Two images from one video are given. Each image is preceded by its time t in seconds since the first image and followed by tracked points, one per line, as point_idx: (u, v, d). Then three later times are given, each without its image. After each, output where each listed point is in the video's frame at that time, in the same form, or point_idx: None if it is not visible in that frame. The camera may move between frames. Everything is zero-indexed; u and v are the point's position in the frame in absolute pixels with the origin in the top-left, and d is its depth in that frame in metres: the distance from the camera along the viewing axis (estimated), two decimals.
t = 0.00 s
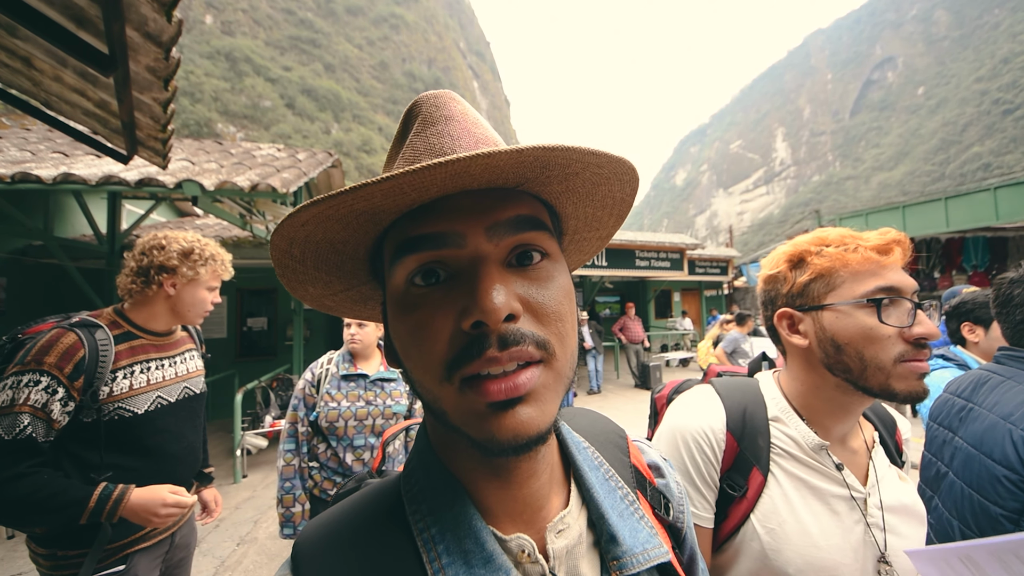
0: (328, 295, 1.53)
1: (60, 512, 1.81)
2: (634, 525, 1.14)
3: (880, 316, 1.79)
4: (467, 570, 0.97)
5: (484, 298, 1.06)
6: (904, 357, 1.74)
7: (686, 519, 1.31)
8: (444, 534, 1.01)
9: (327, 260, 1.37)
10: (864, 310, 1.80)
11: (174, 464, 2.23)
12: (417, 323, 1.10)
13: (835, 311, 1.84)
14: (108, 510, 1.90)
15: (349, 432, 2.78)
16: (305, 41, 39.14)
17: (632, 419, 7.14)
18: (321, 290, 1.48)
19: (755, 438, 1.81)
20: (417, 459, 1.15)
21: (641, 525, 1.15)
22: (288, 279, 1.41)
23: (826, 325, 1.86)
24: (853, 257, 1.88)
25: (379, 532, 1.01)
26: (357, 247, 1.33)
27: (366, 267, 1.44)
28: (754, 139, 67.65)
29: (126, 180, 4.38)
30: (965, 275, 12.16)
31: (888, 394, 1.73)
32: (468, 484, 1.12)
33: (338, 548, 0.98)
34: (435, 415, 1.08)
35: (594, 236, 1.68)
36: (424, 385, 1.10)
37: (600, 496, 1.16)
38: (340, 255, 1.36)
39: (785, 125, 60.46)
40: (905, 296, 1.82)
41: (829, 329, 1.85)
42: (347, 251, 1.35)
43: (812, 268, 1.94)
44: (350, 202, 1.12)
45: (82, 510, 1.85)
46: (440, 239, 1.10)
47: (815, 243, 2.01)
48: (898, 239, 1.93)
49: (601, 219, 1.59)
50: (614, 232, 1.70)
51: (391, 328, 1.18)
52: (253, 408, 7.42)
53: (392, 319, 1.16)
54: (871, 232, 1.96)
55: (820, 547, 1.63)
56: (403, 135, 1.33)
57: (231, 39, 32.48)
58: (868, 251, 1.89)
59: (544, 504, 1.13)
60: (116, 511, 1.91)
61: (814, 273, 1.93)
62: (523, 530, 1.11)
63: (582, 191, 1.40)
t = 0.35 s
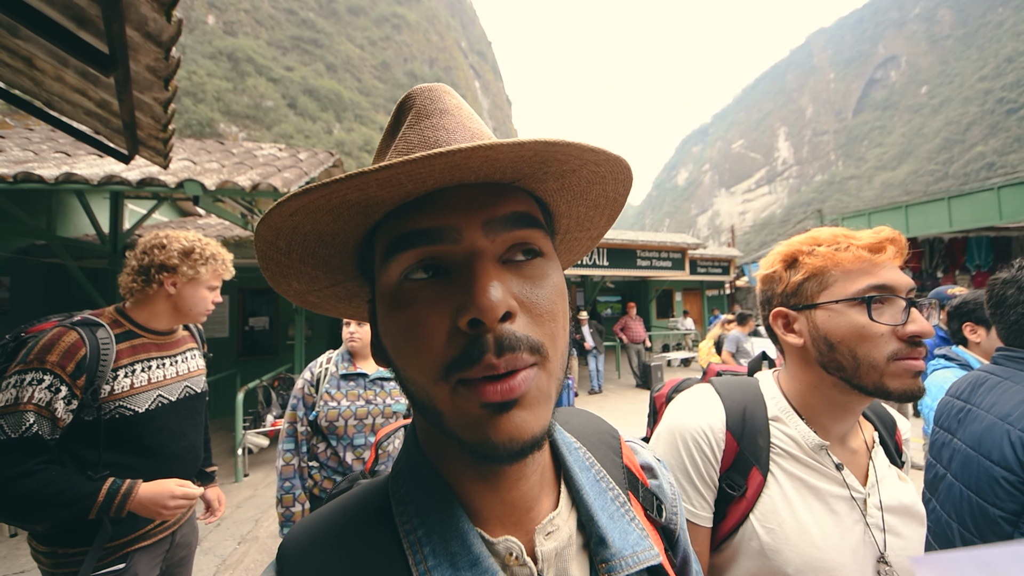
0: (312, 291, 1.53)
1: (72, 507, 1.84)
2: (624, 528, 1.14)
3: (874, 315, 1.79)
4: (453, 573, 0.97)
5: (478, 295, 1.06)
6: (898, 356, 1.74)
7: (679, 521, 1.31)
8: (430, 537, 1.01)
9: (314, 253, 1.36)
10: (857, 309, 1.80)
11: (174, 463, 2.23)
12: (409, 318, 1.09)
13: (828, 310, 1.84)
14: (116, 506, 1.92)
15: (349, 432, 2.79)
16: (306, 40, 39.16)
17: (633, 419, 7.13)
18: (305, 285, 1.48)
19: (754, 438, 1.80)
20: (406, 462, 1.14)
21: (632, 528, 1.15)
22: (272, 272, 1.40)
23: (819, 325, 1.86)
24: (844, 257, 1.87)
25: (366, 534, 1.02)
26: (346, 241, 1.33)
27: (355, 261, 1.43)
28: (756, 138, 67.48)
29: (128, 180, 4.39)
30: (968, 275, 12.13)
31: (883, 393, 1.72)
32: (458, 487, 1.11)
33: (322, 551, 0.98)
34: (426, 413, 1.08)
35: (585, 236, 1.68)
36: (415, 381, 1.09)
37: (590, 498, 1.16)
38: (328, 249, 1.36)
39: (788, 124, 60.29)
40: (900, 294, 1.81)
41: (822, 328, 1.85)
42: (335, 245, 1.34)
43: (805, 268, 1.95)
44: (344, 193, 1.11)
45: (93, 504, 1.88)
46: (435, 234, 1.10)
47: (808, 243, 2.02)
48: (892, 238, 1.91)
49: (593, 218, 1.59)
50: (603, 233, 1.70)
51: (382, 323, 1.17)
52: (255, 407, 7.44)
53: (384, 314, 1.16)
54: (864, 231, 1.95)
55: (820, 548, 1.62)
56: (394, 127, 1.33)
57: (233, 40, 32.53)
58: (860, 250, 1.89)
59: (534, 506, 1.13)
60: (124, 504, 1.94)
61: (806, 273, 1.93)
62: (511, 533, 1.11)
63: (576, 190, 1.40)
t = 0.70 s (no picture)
0: (302, 288, 1.51)
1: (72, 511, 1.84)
2: (625, 541, 1.14)
3: (875, 316, 1.77)
4: None
5: (495, 301, 1.04)
6: (900, 358, 1.72)
7: (681, 531, 1.31)
8: (423, 550, 1.00)
9: (310, 248, 1.33)
10: (859, 310, 1.79)
11: (173, 466, 2.22)
12: (419, 321, 1.07)
13: (828, 311, 1.83)
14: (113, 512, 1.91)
15: (352, 432, 2.78)
16: (308, 41, 39.22)
17: (634, 420, 7.11)
18: (296, 281, 1.46)
19: (759, 442, 1.79)
20: (400, 470, 1.13)
21: (633, 540, 1.16)
22: (263, 266, 1.37)
23: (820, 326, 1.85)
24: (844, 257, 1.86)
25: (358, 545, 1.01)
26: (348, 237, 1.30)
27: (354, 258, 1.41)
28: (758, 138, 67.35)
29: (129, 180, 4.39)
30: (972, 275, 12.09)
31: (887, 396, 1.71)
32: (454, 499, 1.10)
33: (311, 563, 0.97)
34: (430, 419, 1.06)
35: (588, 240, 1.68)
36: (421, 386, 1.07)
37: (589, 509, 1.16)
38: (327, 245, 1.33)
39: (790, 124, 60.17)
40: (902, 295, 1.79)
41: (823, 330, 1.84)
42: (334, 240, 1.31)
43: (806, 269, 1.94)
44: (356, 190, 1.08)
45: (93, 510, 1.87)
46: (451, 235, 1.08)
47: (809, 244, 2.01)
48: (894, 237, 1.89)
49: (599, 224, 1.59)
50: (604, 238, 1.70)
51: (387, 324, 1.14)
52: (255, 407, 7.43)
53: (389, 315, 1.13)
54: (866, 231, 1.93)
55: (826, 557, 1.60)
56: (398, 118, 1.31)
57: (235, 40, 32.60)
58: (860, 250, 1.87)
59: (532, 517, 1.13)
60: (122, 511, 1.93)
61: (807, 275, 1.92)
62: (509, 546, 1.10)
63: (590, 194, 1.40)
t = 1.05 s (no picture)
0: (308, 284, 1.47)
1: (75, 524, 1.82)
2: (630, 546, 1.14)
3: (880, 319, 1.76)
4: None
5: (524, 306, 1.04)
6: (907, 361, 1.70)
7: (685, 535, 1.30)
8: (428, 556, 0.99)
9: (325, 244, 1.29)
10: (863, 313, 1.77)
11: (177, 466, 2.22)
12: (444, 325, 1.05)
13: (832, 314, 1.82)
14: (118, 528, 1.90)
15: (367, 431, 2.83)
16: (311, 41, 39.31)
17: (637, 421, 7.10)
18: (306, 277, 1.42)
19: (765, 448, 1.78)
20: (403, 474, 1.13)
21: (638, 545, 1.15)
22: (276, 262, 1.32)
23: (823, 330, 1.84)
24: (848, 259, 1.85)
25: (361, 549, 1.01)
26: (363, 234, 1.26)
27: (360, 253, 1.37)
28: (761, 138, 67.18)
29: (133, 180, 4.40)
30: (976, 276, 12.05)
31: (894, 400, 1.69)
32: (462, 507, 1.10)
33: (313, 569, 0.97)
34: (451, 422, 1.04)
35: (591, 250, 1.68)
36: (443, 390, 1.05)
37: (594, 515, 1.16)
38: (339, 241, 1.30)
39: (793, 124, 60.00)
40: (908, 297, 1.78)
41: (826, 333, 1.83)
42: (350, 236, 1.27)
43: (810, 272, 1.93)
44: (392, 189, 1.05)
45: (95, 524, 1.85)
46: (481, 239, 1.07)
47: (813, 246, 2.00)
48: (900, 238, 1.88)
49: (606, 235, 1.60)
50: (606, 249, 1.71)
51: (410, 327, 1.11)
52: (257, 407, 7.45)
53: (412, 317, 1.11)
54: (871, 232, 1.92)
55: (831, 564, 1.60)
56: (420, 115, 1.28)
57: (238, 41, 32.71)
58: (864, 251, 1.85)
59: (537, 523, 1.13)
60: (127, 528, 1.93)
61: (811, 277, 1.92)
62: (513, 551, 1.10)
63: (606, 206, 1.42)
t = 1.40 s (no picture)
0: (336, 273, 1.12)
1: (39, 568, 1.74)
2: (632, 543, 1.14)
3: (895, 321, 1.75)
4: None
5: (638, 302, 1.09)
6: (923, 363, 1.69)
7: (683, 530, 1.30)
8: (431, 562, 1.00)
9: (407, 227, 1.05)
10: (877, 315, 1.77)
11: (185, 465, 2.24)
12: (585, 319, 1.01)
13: (845, 316, 1.82)
14: None
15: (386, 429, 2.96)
16: (316, 42, 39.47)
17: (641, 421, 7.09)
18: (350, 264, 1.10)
19: (775, 453, 1.78)
20: (408, 480, 1.12)
21: (639, 542, 1.16)
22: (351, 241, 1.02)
23: (836, 332, 1.84)
24: (862, 260, 1.85)
25: (363, 552, 1.02)
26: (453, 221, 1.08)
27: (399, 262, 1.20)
28: (766, 138, 66.90)
29: (139, 182, 4.43)
30: (984, 276, 11.96)
31: (909, 403, 1.68)
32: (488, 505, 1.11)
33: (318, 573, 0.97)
34: (580, 415, 1.01)
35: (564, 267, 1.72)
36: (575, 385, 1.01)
37: (596, 514, 1.16)
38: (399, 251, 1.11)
39: (798, 123, 59.72)
40: (924, 299, 1.77)
41: (840, 335, 1.83)
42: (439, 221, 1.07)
43: (823, 273, 1.93)
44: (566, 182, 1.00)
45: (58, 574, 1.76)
46: (605, 240, 1.08)
47: (824, 247, 2.00)
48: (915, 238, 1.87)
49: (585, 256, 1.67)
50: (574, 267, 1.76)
51: (515, 325, 1.02)
52: (262, 407, 7.49)
53: (519, 313, 1.02)
54: (885, 233, 1.92)
55: (844, 569, 1.59)
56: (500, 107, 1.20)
57: (244, 43, 32.93)
58: (878, 252, 1.85)
59: (537, 522, 1.15)
60: None
61: (824, 278, 1.91)
62: (514, 553, 1.10)
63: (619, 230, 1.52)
